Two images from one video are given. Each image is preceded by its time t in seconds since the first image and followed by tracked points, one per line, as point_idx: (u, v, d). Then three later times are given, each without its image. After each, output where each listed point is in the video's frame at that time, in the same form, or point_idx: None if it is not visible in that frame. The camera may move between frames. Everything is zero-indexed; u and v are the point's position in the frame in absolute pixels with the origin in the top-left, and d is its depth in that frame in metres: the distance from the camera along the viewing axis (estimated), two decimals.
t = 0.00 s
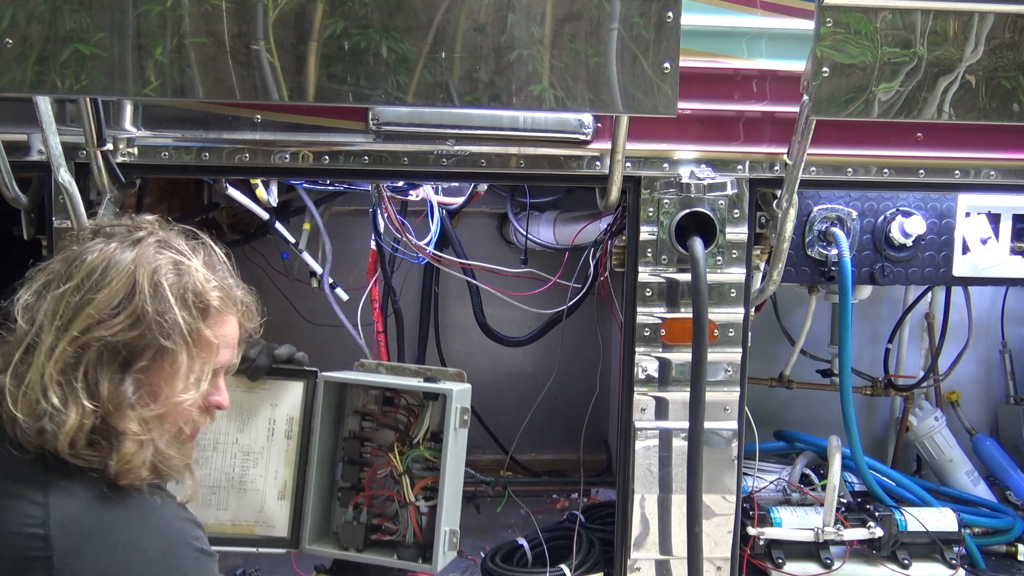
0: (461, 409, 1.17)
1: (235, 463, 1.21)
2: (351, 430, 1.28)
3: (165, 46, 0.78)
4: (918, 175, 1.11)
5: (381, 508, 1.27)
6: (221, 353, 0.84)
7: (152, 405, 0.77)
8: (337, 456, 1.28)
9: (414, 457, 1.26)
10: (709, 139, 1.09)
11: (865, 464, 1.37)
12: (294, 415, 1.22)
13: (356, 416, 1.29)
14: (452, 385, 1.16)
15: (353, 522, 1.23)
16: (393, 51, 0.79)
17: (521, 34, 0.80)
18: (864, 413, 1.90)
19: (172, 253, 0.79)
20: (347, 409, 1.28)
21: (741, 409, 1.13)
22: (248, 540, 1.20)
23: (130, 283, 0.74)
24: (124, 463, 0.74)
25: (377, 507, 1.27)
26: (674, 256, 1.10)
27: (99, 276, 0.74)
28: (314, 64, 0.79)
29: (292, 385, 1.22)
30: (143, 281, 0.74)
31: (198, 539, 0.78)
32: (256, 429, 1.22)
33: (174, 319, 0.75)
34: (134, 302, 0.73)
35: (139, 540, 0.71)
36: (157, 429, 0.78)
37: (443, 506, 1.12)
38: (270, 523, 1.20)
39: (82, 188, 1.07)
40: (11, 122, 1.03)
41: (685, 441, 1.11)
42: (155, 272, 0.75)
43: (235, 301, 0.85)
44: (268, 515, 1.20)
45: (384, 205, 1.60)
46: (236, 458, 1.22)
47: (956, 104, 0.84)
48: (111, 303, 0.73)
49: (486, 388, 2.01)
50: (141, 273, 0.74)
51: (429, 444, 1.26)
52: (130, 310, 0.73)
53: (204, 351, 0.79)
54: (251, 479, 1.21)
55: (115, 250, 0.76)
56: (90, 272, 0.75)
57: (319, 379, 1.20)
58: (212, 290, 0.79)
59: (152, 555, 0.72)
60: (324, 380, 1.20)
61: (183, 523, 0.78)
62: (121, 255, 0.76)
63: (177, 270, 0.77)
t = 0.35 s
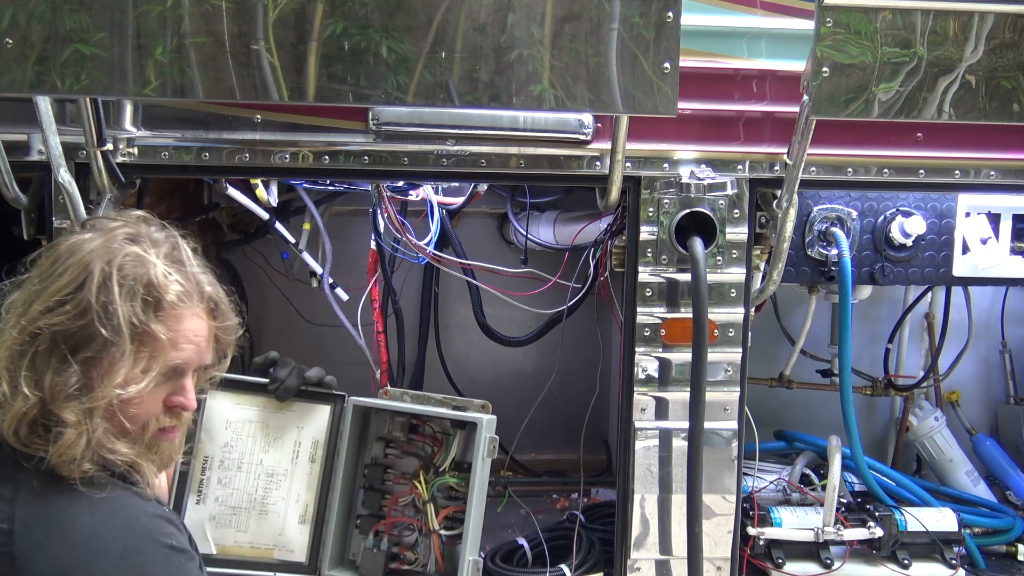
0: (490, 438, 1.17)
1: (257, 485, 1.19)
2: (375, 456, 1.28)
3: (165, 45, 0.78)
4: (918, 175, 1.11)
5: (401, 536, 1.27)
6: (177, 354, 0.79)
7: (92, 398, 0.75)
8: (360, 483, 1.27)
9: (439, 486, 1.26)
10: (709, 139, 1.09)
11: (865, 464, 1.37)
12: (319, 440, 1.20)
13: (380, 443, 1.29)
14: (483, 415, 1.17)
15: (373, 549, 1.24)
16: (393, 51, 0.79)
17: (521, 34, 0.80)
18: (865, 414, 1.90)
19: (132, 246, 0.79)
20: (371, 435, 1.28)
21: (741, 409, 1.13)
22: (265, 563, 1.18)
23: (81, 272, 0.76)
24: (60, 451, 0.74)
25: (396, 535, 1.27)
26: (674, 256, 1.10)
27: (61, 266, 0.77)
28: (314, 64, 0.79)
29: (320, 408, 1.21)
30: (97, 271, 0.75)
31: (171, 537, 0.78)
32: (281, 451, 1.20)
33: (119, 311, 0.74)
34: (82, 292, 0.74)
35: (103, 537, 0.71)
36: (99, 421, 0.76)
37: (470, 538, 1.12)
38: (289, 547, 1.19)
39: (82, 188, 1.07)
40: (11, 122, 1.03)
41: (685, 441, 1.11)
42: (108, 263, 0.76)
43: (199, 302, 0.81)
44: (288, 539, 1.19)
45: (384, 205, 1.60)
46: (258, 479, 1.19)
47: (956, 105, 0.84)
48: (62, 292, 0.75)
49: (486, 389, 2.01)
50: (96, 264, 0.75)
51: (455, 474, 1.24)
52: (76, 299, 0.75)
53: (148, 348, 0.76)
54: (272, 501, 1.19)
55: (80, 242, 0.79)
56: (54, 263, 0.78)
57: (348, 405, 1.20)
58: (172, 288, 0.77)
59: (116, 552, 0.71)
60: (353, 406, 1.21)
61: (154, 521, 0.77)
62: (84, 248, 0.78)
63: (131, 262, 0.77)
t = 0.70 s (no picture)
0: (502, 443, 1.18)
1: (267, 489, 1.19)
2: (385, 463, 1.30)
3: (165, 45, 0.78)
4: (918, 175, 1.11)
5: (412, 543, 1.27)
6: (142, 334, 0.80)
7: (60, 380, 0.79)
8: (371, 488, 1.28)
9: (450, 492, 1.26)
10: (709, 139, 1.09)
11: (865, 464, 1.37)
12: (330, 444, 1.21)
13: (392, 450, 1.31)
14: (496, 420, 1.18)
15: (383, 556, 1.24)
16: (393, 51, 0.79)
17: (521, 34, 0.80)
18: (865, 414, 1.90)
19: (94, 232, 0.83)
20: (382, 441, 1.30)
21: (741, 409, 1.13)
22: (274, 568, 1.18)
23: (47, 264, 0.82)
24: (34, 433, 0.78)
25: (406, 541, 1.27)
26: (674, 256, 1.10)
27: (35, 262, 0.84)
28: (314, 64, 0.79)
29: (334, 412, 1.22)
30: (61, 259, 0.80)
31: (161, 522, 0.78)
32: (293, 454, 1.20)
33: (78, 294, 0.78)
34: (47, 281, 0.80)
35: (86, 520, 0.72)
36: (70, 405, 0.79)
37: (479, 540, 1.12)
38: (298, 551, 1.19)
39: (82, 188, 1.07)
40: (11, 122, 1.03)
41: (685, 441, 1.11)
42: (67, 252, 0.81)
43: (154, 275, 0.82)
44: (297, 543, 1.19)
45: (384, 205, 1.60)
46: (269, 482, 1.19)
47: (956, 104, 0.84)
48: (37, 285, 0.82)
49: (486, 389, 2.01)
50: (58, 255, 0.81)
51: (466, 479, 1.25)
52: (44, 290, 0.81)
53: (105, 326, 0.78)
54: (283, 505, 1.19)
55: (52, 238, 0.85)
56: (32, 260, 0.85)
57: (359, 409, 1.21)
58: (127, 270, 0.79)
59: (100, 536, 0.72)
60: (366, 410, 1.21)
61: (144, 506, 0.77)
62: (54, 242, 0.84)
63: (88, 247, 0.81)
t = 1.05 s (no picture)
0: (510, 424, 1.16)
1: (275, 472, 1.18)
2: (394, 446, 1.27)
3: (165, 45, 0.78)
4: (917, 175, 1.11)
5: (420, 528, 1.25)
6: (112, 305, 0.84)
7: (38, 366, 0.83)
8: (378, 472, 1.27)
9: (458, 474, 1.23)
10: (709, 139, 1.09)
11: (865, 464, 1.37)
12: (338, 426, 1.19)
13: (400, 433, 1.28)
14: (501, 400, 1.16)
15: (390, 540, 1.22)
16: (393, 51, 0.79)
17: (521, 34, 0.80)
18: (865, 414, 1.90)
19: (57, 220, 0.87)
20: (392, 425, 1.28)
21: (741, 409, 1.13)
22: (282, 551, 1.16)
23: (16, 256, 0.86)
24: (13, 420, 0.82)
25: (416, 527, 1.25)
26: (674, 256, 1.10)
27: (4, 257, 0.89)
28: (314, 63, 0.79)
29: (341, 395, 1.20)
30: (23, 248, 0.85)
31: (149, 513, 0.81)
32: (301, 436, 1.19)
33: (41, 277, 0.83)
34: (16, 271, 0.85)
35: (77, 510, 0.75)
36: (44, 387, 0.83)
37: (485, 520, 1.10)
38: (305, 535, 1.17)
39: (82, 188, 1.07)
40: (11, 122, 1.03)
41: (685, 441, 1.11)
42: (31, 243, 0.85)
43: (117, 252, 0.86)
44: (304, 526, 1.17)
45: (384, 204, 1.60)
46: (278, 464, 1.18)
47: (956, 105, 0.84)
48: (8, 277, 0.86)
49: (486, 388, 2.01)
50: (22, 245, 0.86)
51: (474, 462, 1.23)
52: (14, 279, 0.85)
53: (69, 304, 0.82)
54: (290, 487, 1.17)
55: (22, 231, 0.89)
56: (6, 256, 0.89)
57: (367, 392, 1.18)
58: (85, 246, 0.84)
59: (89, 524, 0.75)
60: (373, 392, 1.18)
61: (134, 498, 0.80)
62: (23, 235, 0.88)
63: (50, 235, 0.85)
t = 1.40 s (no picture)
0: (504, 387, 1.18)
1: (277, 453, 1.17)
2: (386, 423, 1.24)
3: (165, 45, 0.78)
4: (917, 175, 1.11)
5: (422, 499, 1.21)
6: (123, 305, 0.84)
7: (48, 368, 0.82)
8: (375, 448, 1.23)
9: (458, 440, 1.22)
10: (709, 139, 1.09)
11: (865, 464, 1.37)
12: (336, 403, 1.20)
13: (390, 411, 1.24)
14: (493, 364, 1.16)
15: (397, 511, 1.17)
16: (393, 51, 0.79)
17: (521, 34, 0.80)
18: (865, 414, 1.90)
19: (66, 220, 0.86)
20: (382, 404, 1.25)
21: (741, 409, 1.13)
22: (289, 531, 1.14)
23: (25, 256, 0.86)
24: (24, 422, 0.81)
25: (417, 498, 1.21)
26: (674, 256, 1.10)
27: (13, 260, 0.88)
28: (314, 63, 0.79)
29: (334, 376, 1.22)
30: (32, 249, 0.85)
31: (161, 512, 0.82)
32: (301, 416, 1.19)
33: (51, 278, 0.82)
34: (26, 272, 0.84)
35: (92, 513, 0.76)
36: (54, 387, 0.82)
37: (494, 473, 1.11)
38: (312, 513, 1.15)
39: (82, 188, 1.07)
40: (11, 122, 1.03)
41: (685, 441, 1.11)
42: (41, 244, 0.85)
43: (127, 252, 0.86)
44: (311, 504, 1.15)
45: (384, 204, 1.60)
46: (279, 445, 1.17)
47: (956, 105, 0.84)
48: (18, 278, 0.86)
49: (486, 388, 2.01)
50: (31, 246, 0.85)
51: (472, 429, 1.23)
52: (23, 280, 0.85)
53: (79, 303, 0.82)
54: (294, 467, 1.16)
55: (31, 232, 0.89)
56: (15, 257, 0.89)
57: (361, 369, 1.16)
58: (95, 247, 0.83)
59: (104, 526, 0.76)
60: (367, 371, 1.17)
61: (146, 500, 0.81)
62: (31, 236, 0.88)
63: (59, 235, 0.84)
